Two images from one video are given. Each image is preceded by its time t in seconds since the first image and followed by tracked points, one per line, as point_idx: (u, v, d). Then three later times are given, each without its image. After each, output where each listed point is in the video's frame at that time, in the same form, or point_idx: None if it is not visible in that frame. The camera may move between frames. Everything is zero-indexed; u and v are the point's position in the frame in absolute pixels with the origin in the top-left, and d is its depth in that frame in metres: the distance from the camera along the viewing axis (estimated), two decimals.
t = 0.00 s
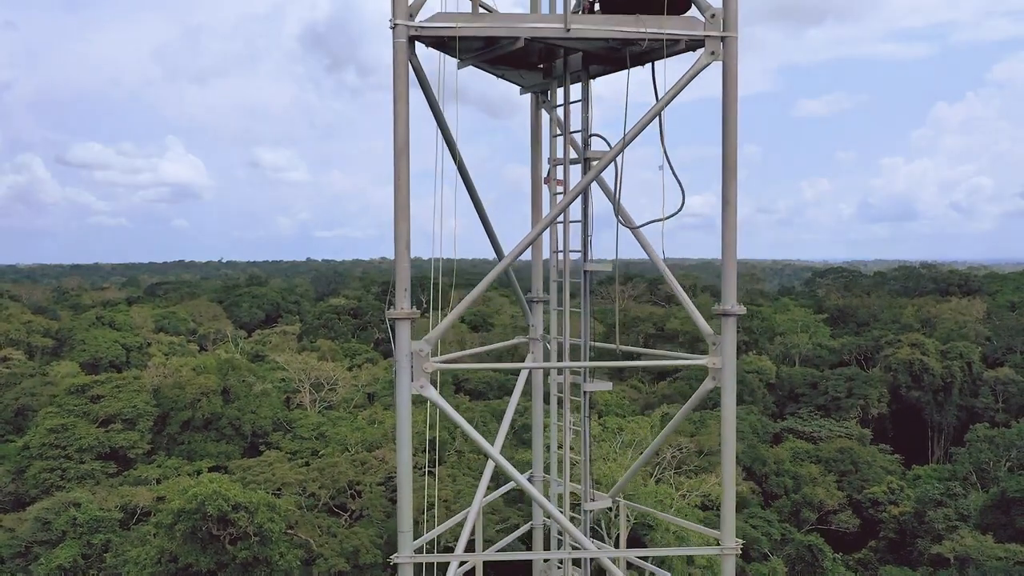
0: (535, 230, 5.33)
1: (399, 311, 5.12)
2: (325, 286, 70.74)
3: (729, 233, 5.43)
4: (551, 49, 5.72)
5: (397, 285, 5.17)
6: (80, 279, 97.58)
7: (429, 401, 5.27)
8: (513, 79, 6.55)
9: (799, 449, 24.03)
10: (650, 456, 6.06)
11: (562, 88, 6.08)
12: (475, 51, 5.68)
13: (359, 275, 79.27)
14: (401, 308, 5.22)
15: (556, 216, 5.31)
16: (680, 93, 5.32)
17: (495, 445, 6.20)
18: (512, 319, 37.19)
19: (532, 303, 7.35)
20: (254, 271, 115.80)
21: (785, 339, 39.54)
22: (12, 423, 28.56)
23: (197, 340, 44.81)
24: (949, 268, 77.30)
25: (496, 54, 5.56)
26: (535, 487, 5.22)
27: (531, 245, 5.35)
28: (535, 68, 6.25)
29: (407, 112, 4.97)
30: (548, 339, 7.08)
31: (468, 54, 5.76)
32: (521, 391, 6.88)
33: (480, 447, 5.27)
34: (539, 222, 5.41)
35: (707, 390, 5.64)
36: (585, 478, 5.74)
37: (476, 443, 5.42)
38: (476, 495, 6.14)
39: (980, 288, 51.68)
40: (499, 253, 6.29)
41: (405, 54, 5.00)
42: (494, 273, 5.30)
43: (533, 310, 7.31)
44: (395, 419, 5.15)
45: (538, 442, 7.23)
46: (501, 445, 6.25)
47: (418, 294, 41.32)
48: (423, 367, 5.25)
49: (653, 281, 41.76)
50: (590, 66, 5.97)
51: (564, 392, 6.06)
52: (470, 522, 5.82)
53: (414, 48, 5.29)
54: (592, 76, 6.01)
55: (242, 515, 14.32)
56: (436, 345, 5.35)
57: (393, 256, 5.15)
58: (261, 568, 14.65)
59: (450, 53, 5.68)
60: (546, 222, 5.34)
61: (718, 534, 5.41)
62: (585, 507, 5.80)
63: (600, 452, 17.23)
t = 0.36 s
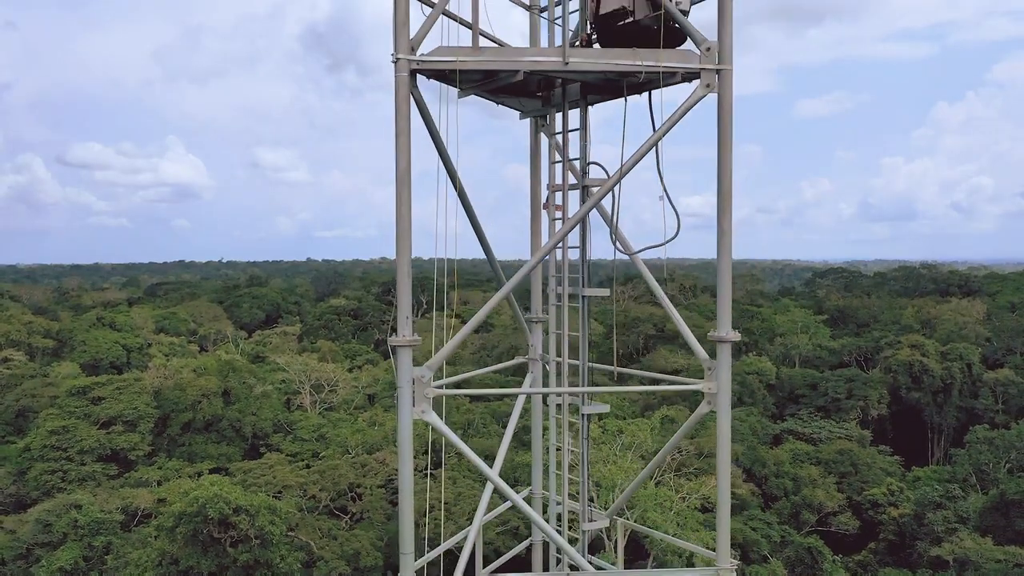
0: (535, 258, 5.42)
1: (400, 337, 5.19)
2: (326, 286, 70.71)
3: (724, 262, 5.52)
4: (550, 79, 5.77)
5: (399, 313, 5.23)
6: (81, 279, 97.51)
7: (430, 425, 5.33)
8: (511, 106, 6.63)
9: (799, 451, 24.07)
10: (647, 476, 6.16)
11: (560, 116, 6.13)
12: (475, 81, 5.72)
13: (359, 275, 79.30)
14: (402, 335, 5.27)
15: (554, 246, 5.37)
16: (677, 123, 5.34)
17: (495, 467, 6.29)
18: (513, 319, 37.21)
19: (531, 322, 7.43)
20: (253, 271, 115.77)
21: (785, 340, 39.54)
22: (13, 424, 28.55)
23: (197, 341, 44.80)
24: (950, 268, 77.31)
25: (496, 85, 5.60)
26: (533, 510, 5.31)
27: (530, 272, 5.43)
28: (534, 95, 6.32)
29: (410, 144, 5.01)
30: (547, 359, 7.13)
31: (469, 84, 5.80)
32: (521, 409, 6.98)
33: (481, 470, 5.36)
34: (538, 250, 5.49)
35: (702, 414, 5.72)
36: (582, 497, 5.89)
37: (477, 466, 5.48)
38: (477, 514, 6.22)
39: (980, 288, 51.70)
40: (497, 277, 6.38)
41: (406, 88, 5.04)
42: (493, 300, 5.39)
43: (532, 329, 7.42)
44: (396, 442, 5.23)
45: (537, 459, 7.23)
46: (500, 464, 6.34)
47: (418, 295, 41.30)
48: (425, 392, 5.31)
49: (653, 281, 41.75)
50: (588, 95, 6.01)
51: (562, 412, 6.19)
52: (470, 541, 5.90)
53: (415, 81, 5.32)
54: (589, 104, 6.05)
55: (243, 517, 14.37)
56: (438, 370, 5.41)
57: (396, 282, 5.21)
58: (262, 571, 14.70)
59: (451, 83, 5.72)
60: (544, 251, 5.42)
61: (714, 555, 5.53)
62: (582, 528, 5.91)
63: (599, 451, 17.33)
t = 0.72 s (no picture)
0: (534, 274, 5.47)
1: (402, 353, 5.24)
2: (325, 287, 70.70)
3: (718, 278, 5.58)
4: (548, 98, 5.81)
5: (399, 329, 5.28)
6: (80, 279, 97.46)
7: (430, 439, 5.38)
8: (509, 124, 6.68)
9: (798, 452, 24.11)
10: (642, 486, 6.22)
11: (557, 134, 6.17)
12: (474, 101, 5.78)
13: (359, 275, 79.34)
14: (402, 350, 5.32)
15: (551, 266, 5.45)
16: (672, 144, 5.39)
17: (493, 478, 6.37)
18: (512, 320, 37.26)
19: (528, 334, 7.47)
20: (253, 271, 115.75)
21: (784, 340, 39.56)
22: (13, 425, 28.57)
23: (196, 342, 44.85)
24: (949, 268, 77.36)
25: (495, 105, 5.66)
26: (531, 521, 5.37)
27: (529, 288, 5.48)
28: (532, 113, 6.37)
29: (411, 167, 5.07)
30: (547, 369, 7.16)
31: (468, 104, 5.86)
32: (520, 420, 7.06)
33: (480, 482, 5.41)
34: (537, 266, 5.55)
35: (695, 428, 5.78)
36: (578, 504, 6.03)
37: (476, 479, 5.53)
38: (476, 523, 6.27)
39: (980, 288, 51.72)
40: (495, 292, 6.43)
41: (407, 109, 5.09)
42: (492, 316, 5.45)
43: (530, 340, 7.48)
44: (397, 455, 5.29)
45: (535, 468, 7.28)
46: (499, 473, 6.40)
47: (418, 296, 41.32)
48: (425, 406, 5.36)
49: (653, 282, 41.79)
50: (585, 114, 6.06)
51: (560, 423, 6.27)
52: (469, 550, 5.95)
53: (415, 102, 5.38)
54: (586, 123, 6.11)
55: (243, 519, 14.43)
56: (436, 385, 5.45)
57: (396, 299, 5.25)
58: (262, 572, 14.76)
59: (450, 104, 5.78)
60: (542, 267, 5.48)
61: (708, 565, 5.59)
62: (580, 536, 5.98)
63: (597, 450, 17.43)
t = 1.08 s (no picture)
0: (532, 288, 5.52)
1: (402, 367, 5.29)
2: (325, 287, 70.72)
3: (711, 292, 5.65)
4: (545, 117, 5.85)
5: (400, 342, 5.34)
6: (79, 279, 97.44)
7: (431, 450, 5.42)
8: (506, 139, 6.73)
9: (797, 453, 24.17)
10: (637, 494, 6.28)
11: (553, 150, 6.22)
12: (473, 120, 5.82)
13: (358, 275, 79.41)
14: (404, 363, 5.38)
15: (548, 281, 5.52)
16: (666, 162, 5.45)
17: (492, 487, 6.42)
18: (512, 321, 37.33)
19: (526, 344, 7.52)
20: (252, 271, 115.75)
21: (784, 341, 39.59)
22: (13, 426, 28.60)
23: (196, 342, 44.89)
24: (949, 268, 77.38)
25: (493, 124, 5.71)
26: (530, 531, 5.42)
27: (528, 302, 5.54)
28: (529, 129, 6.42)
29: (410, 187, 5.13)
30: (544, 380, 7.22)
31: (467, 122, 5.91)
32: (517, 430, 7.11)
33: (479, 492, 5.47)
34: (536, 279, 5.60)
35: (688, 439, 5.84)
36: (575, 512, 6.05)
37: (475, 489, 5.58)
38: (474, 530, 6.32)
39: (979, 289, 51.74)
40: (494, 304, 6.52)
41: (408, 130, 5.15)
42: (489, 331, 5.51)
43: (527, 350, 7.54)
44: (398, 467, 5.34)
45: (533, 476, 7.33)
46: (496, 481, 6.44)
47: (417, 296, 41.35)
48: (425, 418, 5.40)
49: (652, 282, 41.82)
50: (581, 132, 6.10)
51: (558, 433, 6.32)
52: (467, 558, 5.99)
53: (416, 121, 5.42)
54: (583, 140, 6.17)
55: (244, 520, 14.49)
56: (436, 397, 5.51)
57: (398, 313, 5.31)
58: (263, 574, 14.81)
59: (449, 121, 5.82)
60: (540, 282, 5.54)
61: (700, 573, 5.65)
62: (577, 545, 6.01)
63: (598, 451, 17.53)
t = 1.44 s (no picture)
0: (531, 304, 5.57)
1: (403, 382, 5.33)
2: (325, 287, 70.74)
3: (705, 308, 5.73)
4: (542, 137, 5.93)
5: (401, 357, 5.40)
6: (79, 279, 97.44)
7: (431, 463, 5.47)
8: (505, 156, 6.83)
9: (796, 454, 24.23)
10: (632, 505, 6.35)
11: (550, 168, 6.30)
12: (472, 140, 5.91)
13: (359, 275, 79.49)
14: (405, 379, 5.41)
15: (547, 297, 5.57)
16: (660, 182, 5.53)
17: (489, 496, 6.48)
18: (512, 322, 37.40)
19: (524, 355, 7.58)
20: (252, 271, 115.80)
21: (784, 341, 39.65)
22: (14, 427, 28.64)
23: (196, 343, 44.98)
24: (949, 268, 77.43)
25: (492, 144, 5.80)
26: (528, 542, 5.48)
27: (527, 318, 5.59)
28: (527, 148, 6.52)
29: (411, 207, 5.21)
30: (542, 391, 7.28)
31: (467, 142, 6.01)
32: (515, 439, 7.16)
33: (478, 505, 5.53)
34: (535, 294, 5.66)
35: (683, 452, 5.92)
36: (572, 521, 6.09)
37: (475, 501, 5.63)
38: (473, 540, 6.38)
39: (979, 289, 51.81)
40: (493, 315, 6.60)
41: (409, 151, 5.23)
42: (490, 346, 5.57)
43: (525, 361, 7.61)
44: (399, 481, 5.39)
45: (530, 485, 7.39)
46: (495, 491, 6.49)
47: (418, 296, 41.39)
48: (425, 431, 5.45)
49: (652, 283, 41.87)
50: (578, 150, 6.18)
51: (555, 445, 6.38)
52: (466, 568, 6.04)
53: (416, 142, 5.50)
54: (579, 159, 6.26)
55: (246, 521, 14.55)
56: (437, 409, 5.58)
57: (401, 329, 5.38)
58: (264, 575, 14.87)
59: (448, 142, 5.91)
60: (540, 297, 5.60)
61: None
62: (573, 555, 6.06)
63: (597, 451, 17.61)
